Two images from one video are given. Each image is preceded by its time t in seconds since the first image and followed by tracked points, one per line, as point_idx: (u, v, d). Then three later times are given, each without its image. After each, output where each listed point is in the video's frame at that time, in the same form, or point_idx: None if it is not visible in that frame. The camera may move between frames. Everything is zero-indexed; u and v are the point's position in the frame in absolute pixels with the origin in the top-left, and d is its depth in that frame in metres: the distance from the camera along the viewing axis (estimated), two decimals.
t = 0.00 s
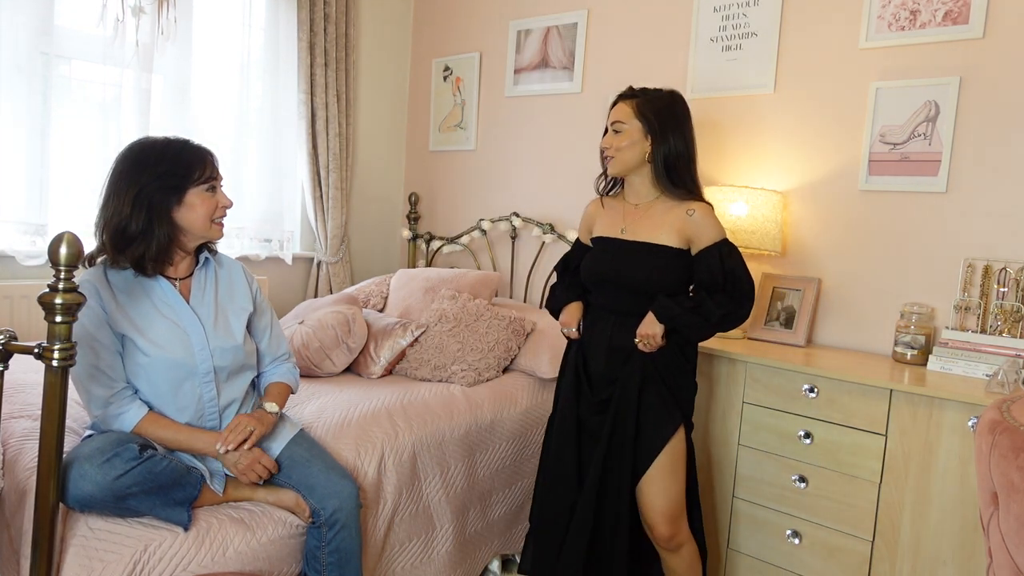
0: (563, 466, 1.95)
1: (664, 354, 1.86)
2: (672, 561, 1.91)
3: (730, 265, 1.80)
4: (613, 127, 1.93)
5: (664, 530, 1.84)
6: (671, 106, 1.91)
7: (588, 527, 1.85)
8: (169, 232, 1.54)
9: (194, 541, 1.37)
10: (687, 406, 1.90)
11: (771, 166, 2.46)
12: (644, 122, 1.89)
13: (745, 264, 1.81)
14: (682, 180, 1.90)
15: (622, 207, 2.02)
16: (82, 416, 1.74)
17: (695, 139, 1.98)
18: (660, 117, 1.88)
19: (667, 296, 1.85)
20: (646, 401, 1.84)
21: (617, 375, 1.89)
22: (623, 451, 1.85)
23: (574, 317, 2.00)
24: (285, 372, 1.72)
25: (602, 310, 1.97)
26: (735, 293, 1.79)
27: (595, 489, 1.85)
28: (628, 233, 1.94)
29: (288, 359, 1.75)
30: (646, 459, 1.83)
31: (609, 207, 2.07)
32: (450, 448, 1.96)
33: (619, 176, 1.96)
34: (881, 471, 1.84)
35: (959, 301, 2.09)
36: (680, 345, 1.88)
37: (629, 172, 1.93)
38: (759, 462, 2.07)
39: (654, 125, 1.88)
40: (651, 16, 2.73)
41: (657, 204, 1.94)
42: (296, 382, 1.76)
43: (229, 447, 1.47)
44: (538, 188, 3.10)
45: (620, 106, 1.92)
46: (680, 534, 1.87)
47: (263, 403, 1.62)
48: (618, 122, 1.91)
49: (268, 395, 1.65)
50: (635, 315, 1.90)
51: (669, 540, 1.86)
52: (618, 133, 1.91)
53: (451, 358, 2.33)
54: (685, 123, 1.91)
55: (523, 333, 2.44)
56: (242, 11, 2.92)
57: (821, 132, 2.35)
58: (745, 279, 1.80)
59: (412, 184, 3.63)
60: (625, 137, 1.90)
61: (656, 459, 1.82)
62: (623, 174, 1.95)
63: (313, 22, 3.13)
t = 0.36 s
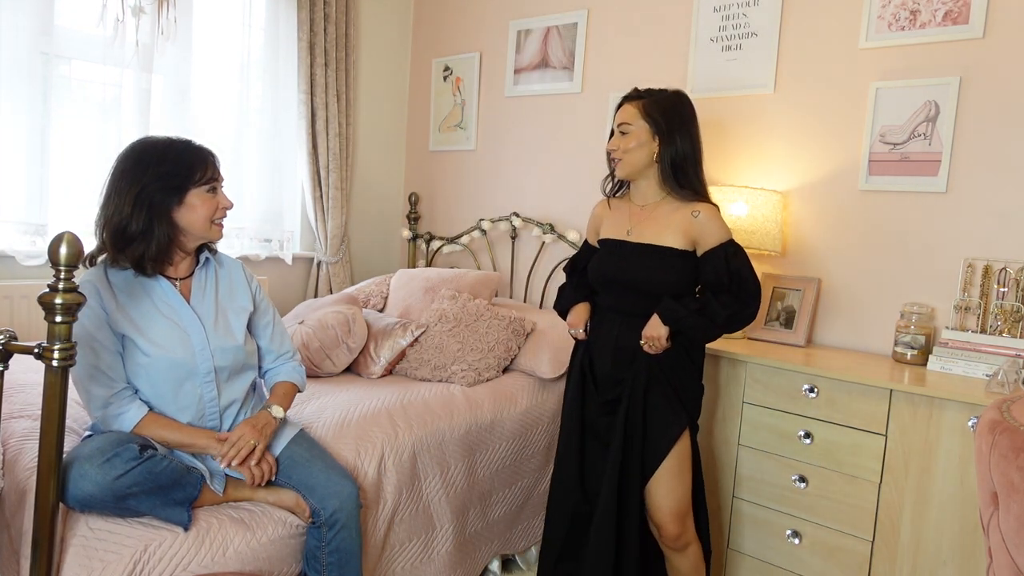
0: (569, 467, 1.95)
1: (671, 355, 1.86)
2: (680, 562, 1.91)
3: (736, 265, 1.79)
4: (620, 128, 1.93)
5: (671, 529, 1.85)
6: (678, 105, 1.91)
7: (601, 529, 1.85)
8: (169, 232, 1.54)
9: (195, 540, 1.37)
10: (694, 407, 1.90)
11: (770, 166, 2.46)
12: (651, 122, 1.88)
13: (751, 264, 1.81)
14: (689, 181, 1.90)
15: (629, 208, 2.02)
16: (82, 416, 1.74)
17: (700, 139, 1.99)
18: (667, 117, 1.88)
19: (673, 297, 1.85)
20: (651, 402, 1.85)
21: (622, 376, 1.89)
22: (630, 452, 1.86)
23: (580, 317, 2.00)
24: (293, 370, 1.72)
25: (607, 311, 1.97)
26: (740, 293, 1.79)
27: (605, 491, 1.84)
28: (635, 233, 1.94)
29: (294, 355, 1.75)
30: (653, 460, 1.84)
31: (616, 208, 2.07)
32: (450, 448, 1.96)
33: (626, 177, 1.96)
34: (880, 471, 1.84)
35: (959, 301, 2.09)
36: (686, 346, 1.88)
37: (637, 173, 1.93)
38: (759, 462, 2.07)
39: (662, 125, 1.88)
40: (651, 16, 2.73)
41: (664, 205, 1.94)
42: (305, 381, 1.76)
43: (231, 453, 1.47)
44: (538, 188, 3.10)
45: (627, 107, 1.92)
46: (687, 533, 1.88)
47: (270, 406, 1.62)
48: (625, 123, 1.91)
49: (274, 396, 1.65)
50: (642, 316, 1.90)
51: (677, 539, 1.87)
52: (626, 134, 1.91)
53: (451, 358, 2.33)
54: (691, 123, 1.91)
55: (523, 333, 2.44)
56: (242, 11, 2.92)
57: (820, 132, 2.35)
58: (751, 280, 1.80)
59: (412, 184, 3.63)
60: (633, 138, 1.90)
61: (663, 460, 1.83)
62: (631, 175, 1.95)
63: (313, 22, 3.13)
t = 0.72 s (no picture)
0: (572, 468, 1.95)
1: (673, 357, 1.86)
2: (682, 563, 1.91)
3: (737, 266, 1.79)
4: (622, 129, 1.93)
5: (673, 530, 1.85)
6: (681, 106, 1.90)
7: (602, 529, 1.85)
8: (170, 232, 1.54)
9: (195, 541, 1.37)
10: (695, 408, 1.90)
11: (771, 166, 2.46)
12: (654, 122, 1.89)
13: (753, 265, 1.80)
14: (692, 180, 1.90)
15: (633, 208, 2.02)
16: (82, 416, 1.74)
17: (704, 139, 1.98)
18: (670, 117, 1.88)
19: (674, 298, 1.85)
20: (652, 402, 1.85)
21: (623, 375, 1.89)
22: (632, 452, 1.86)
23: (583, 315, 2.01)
24: (284, 374, 1.71)
25: (609, 310, 1.98)
26: (742, 295, 1.79)
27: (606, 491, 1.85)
28: (638, 233, 1.94)
29: (286, 360, 1.74)
30: (654, 459, 1.84)
31: (620, 208, 2.07)
32: (450, 449, 1.96)
33: (631, 177, 1.96)
34: (880, 471, 1.84)
35: (959, 302, 2.09)
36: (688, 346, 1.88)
37: (640, 173, 1.93)
38: (759, 463, 2.07)
39: (666, 125, 1.88)
40: (651, 16, 2.73)
41: (667, 204, 1.93)
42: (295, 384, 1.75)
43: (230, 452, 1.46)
44: (538, 188, 3.10)
45: (630, 107, 1.92)
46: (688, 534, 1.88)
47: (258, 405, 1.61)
48: (627, 123, 1.91)
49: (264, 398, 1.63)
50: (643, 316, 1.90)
51: (678, 540, 1.87)
52: (629, 134, 1.91)
53: (451, 358, 2.33)
54: (694, 123, 1.91)
55: (523, 333, 2.44)
56: (242, 11, 2.92)
57: (820, 132, 2.35)
58: (753, 282, 1.79)
59: (412, 184, 3.63)
60: (636, 138, 1.90)
61: (664, 460, 1.83)
62: (634, 176, 1.95)
63: (313, 22, 3.13)
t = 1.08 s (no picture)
0: (572, 468, 1.95)
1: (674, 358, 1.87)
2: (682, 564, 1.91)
3: (737, 267, 1.78)
4: (624, 129, 1.93)
5: (673, 531, 1.85)
6: (682, 107, 1.90)
7: (602, 528, 1.85)
8: (169, 233, 1.53)
9: (195, 540, 1.37)
10: (695, 408, 1.90)
11: (770, 166, 2.46)
12: (655, 123, 1.89)
13: (753, 265, 1.79)
14: (693, 181, 1.90)
15: (634, 209, 2.02)
16: (82, 416, 1.74)
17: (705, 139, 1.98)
18: (671, 117, 1.88)
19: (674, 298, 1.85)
20: (651, 403, 1.85)
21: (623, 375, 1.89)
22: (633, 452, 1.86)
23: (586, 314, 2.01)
24: (280, 374, 1.72)
25: (609, 310, 1.98)
26: (741, 295, 1.78)
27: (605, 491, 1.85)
28: (638, 234, 1.94)
29: (284, 359, 1.75)
30: (653, 459, 1.84)
31: (621, 208, 2.07)
32: (450, 448, 1.96)
33: (632, 178, 1.96)
34: (881, 471, 1.84)
35: (959, 301, 2.10)
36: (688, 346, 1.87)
37: (641, 173, 1.93)
38: (758, 462, 2.07)
39: (667, 125, 1.88)
40: (651, 16, 2.73)
41: (668, 205, 1.93)
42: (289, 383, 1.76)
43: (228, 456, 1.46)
44: (538, 188, 3.10)
45: (631, 108, 1.92)
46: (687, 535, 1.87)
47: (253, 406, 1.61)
48: (629, 124, 1.91)
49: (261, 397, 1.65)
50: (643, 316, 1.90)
51: (678, 541, 1.86)
52: (631, 134, 1.91)
53: (451, 358, 2.33)
54: (696, 123, 1.91)
55: (523, 333, 2.44)
56: (242, 11, 2.92)
57: (820, 133, 2.35)
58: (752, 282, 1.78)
59: (412, 184, 3.63)
60: (638, 138, 1.90)
61: (664, 460, 1.83)
62: (636, 176, 1.95)
63: (313, 22, 3.13)
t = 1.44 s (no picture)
0: (572, 468, 1.95)
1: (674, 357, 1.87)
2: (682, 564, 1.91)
3: (736, 265, 1.79)
4: (624, 128, 1.93)
5: (674, 530, 1.85)
6: (683, 107, 1.90)
7: (602, 528, 1.85)
8: (171, 232, 1.54)
9: (195, 540, 1.37)
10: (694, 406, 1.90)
11: (770, 166, 2.46)
12: (655, 122, 1.89)
13: (752, 264, 1.80)
14: (691, 181, 1.90)
15: (631, 209, 2.02)
16: (82, 416, 1.74)
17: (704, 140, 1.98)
18: (672, 118, 1.88)
19: (674, 298, 1.85)
20: (652, 403, 1.85)
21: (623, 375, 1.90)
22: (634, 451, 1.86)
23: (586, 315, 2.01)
24: (280, 375, 1.71)
25: (609, 309, 1.98)
26: (740, 294, 1.78)
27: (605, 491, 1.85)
28: (637, 233, 1.94)
29: (284, 359, 1.75)
30: (654, 459, 1.84)
31: (619, 208, 2.07)
32: (450, 448, 1.96)
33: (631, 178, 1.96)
34: (881, 471, 1.84)
35: (959, 302, 2.10)
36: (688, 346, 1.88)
37: (640, 173, 1.93)
38: (758, 463, 2.07)
39: (668, 126, 1.88)
40: (651, 16, 2.73)
41: (665, 205, 1.94)
42: (289, 385, 1.75)
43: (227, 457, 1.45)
44: (538, 188, 3.10)
45: (632, 107, 1.92)
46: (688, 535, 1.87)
47: (250, 409, 1.60)
48: (629, 123, 1.91)
49: (258, 400, 1.63)
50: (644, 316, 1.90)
51: (679, 540, 1.86)
52: (631, 134, 1.91)
53: (451, 358, 2.33)
54: (696, 124, 1.91)
55: (523, 333, 2.45)
56: (242, 11, 2.92)
57: (820, 133, 2.35)
58: (751, 281, 1.79)
59: (412, 185, 3.64)
60: (637, 138, 1.90)
61: (664, 459, 1.83)
62: (635, 176, 1.95)
63: (313, 22, 3.13)
